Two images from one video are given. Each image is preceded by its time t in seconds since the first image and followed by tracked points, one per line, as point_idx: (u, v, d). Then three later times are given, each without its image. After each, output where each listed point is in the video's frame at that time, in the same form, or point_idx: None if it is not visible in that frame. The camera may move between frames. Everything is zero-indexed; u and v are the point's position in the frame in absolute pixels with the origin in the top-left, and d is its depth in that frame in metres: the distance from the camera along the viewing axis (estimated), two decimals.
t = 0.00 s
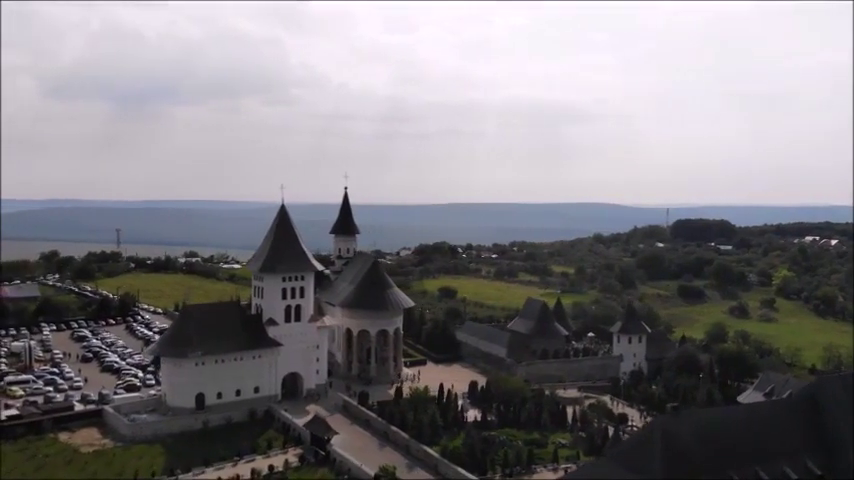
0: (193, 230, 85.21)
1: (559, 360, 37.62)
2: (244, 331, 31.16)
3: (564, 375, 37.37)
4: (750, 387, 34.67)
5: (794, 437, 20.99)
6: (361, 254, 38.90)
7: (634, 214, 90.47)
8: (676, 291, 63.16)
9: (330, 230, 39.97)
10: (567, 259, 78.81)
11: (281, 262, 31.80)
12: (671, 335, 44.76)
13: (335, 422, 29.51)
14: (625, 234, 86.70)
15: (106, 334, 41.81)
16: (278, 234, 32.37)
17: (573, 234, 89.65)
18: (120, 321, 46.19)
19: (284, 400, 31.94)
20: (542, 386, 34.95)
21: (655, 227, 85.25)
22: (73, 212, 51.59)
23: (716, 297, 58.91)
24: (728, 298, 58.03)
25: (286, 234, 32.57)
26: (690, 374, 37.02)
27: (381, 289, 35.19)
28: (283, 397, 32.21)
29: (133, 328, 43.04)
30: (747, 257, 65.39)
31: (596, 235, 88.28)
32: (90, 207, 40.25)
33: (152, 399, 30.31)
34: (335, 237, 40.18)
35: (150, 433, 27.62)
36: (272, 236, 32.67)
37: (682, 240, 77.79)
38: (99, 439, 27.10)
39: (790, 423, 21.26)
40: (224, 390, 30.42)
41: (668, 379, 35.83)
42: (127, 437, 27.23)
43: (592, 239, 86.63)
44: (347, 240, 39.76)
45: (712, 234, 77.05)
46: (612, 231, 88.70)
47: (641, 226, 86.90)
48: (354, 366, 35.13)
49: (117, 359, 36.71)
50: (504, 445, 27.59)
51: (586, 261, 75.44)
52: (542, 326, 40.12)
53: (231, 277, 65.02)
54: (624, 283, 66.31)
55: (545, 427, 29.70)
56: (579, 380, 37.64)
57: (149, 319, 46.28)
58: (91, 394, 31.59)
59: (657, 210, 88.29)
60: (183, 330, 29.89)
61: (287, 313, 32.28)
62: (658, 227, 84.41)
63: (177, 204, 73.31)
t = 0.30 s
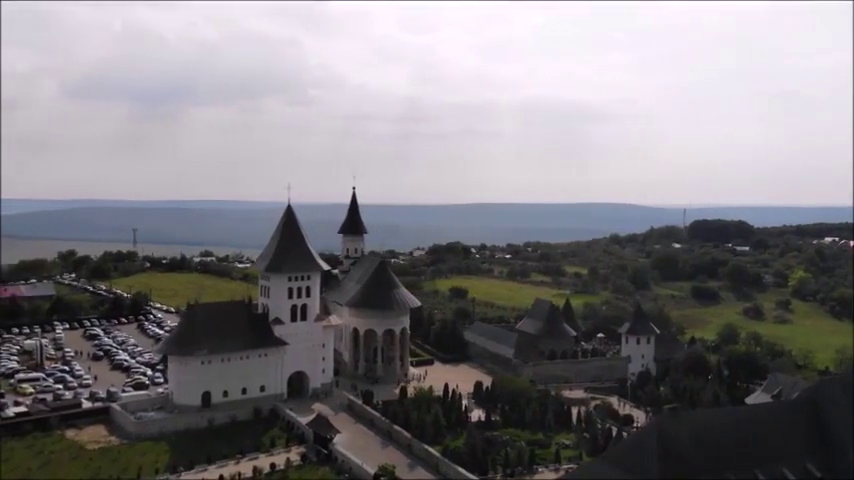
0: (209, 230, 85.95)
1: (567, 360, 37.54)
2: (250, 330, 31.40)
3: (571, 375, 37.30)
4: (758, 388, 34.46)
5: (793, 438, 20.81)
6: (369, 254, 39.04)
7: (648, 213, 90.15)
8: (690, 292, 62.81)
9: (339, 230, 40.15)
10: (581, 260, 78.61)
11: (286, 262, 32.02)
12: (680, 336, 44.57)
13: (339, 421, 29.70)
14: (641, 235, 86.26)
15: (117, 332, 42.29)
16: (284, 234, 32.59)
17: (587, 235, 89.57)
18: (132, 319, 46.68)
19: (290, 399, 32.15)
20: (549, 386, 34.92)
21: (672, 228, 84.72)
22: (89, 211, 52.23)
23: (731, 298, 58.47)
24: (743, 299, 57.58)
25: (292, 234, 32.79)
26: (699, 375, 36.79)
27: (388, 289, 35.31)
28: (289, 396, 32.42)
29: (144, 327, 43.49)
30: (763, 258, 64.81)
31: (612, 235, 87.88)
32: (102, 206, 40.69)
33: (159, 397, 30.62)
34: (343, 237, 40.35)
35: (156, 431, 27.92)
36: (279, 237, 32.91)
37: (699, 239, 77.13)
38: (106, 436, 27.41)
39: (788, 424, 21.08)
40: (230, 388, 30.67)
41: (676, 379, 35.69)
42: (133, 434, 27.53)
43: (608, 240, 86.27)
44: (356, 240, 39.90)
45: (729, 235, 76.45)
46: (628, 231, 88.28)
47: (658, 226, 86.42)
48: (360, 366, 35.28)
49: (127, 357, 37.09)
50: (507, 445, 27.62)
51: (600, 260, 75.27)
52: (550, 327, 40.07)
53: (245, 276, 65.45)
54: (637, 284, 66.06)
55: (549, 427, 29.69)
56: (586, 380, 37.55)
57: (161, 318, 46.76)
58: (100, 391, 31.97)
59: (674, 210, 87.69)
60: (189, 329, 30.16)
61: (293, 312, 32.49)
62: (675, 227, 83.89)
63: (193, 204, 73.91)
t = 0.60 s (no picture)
0: (225, 229, 86.39)
1: (574, 361, 37.43)
2: (256, 328, 31.61)
3: (578, 376, 37.20)
4: (766, 390, 34.19)
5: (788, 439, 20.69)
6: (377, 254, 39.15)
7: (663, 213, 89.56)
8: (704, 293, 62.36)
9: (347, 229, 40.27)
10: (595, 260, 78.31)
11: (292, 262, 32.19)
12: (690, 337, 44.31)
13: (343, 419, 29.84)
14: (657, 235, 85.72)
15: (129, 331, 42.70)
16: (290, 234, 32.77)
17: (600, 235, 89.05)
18: (144, 318, 47.14)
19: (295, 397, 32.34)
20: (555, 387, 34.87)
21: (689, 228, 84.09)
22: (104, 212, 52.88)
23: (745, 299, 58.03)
24: (757, 299, 57.10)
25: (299, 234, 32.96)
26: (707, 377, 36.54)
27: (394, 289, 35.39)
28: (295, 394, 32.62)
29: (156, 325, 43.86)
30: (780, 258, 64.19)
31: (628, 235, 87.42)
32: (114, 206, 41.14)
33: (165, 395, 30.91)
34: (351, 236, 40.46)
35: (161, 428, 28.19)
36: (285, 236, 33.09)
37: (718, 240, 76.22)
38: (112, 433, 27.71)
39: (787, 425, 20.91)
40: (236, 386, 30.89)
41: (684, 380, 35.51)
42: (139, 431, 27.81)
43: (624, 240, 85.83)
44: (364, 240, 40.01)
45: (746, 235, 75.06)
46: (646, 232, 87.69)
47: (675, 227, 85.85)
48: (367, 365, 35.38)
49: (137, 355, 37.45)
50: (509, 445, 27.62)
51: (614, 260, 74.97)
52: (558, 328, 39.97)
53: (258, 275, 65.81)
54: (651, 284, 65.74)
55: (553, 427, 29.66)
56: (593, 381, 37.42)
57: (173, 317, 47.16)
58: (109, 389, 32.31)
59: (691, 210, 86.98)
60: (196, 327, 30.40)
61: (299, 311, 32.67)
62: (691, 227, 83.30)
63: (209, 204, 74.26)
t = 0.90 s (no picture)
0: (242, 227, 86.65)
1: (580, 361, 37.35)
2: (261, 327, 31.84)
3: (585, 377, 37.12)
4: (774, 392, 33.93)
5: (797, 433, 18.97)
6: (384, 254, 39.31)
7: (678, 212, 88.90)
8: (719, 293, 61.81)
9: (355, 229, 40.43)
10: (609, 260, 77.96)
11: (297, 261, 32.39)
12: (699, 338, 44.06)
13: (348, 419, 29.96)
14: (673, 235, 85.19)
15: (140, 329, 43.10)
16: (295, 233, 32.96)
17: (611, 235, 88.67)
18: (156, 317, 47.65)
19: (301, 396, 32.54)
20: (560, 387, 34.84)
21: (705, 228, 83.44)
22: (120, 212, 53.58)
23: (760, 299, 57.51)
24: (771, 300, 56.51)
25: (304, 233, 33.16)
26: (715, 379, 36.31)
27: (400, 288, 35.50)
28: (300, 393, 32.81)
29: (167, 324, 44.25)
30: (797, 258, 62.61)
31: (644, 236, 86.97)
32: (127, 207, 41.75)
33: (172, 393, 31.21)
34: (359, 236, 40.61)
35: (167, 425, 28.48)
36: (291, 235, 33.31)
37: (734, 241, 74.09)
38: (118, 430, 28.04)
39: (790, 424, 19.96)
40: (242, 384, 31.12)
41: (691, 382, 35.35)
42: (144, 428, 28.11)
43: (639, 240, 85.41)
44: (371, 239, 40.15)
45: (764, 235, 71.07)
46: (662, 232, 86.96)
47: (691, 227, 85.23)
48: (373, 364, 35.53)
49: (146, 353, 37.82)
50: (512, 445, 27.61)
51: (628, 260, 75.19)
52: (565, 328, 39.90)
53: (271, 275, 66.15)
54: (664, 285, 65.38)
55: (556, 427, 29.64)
56: (600, 382, 37.34)
57: (185, 316, 47.58)
58: (117, 387, 32.67)
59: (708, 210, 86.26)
60: (202, 326, 30.65)
61: (304, 310, 32.87)
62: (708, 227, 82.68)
63: (225, 204, 74.57)
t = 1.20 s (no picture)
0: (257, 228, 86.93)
1: (587, 362, 37.42)
2: (267, 326, 32.07)
3: (591, 377, 37.06)
4: (781, 393, 33.66)
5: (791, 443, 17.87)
6: (391, 254, 39.46)
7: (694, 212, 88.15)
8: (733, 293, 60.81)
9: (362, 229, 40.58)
10: (622, 260, 77.59)
11: (303, 260, 32.59)
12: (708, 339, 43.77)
13: (351, 417, 30.13)
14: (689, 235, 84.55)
15: (150, 328, 43.49)
16: (300, 232, 33.14)
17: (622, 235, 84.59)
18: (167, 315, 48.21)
19: (306, 394, 32.75)
20: (565, 388, 34.82)
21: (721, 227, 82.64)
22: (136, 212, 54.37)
23: (772, 299, 55.42)
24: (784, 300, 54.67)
25: (309, 232, 33.33)
26: (723, 380, 36.10)
27: (406, 288, 35.62)
28: (306, 391, 33.02)
29: (178, 323, 44.62)
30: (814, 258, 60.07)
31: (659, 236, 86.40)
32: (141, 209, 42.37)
33: (179, 391, 31.52)
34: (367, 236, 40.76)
35: (172, 423, 28.79)
36: (296, 235, 33.49)
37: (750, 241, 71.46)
38: (124, 427, 28.37)
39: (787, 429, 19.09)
40: (247, 383, 31.36)
41: (698, 382, 35.16)
42: (150, 425, 28.43)
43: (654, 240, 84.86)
44: (379, 239, 40.31)
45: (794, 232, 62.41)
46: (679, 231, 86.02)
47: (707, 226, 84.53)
48: (379, 363, 35.68)
49: (155, 352, 38.18)
50: (513, 444, 27.63)
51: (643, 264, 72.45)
52: (572, 329, 39.90)
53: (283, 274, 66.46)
54: (677, 286, 64.95)
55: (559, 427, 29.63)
56: (607, 382, 37.27)
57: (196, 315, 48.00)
58: (125, 384, 33.04)
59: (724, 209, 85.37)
60: (207, 324, 30.93)
61: (309, 310, 33.06)
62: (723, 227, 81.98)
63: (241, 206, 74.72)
